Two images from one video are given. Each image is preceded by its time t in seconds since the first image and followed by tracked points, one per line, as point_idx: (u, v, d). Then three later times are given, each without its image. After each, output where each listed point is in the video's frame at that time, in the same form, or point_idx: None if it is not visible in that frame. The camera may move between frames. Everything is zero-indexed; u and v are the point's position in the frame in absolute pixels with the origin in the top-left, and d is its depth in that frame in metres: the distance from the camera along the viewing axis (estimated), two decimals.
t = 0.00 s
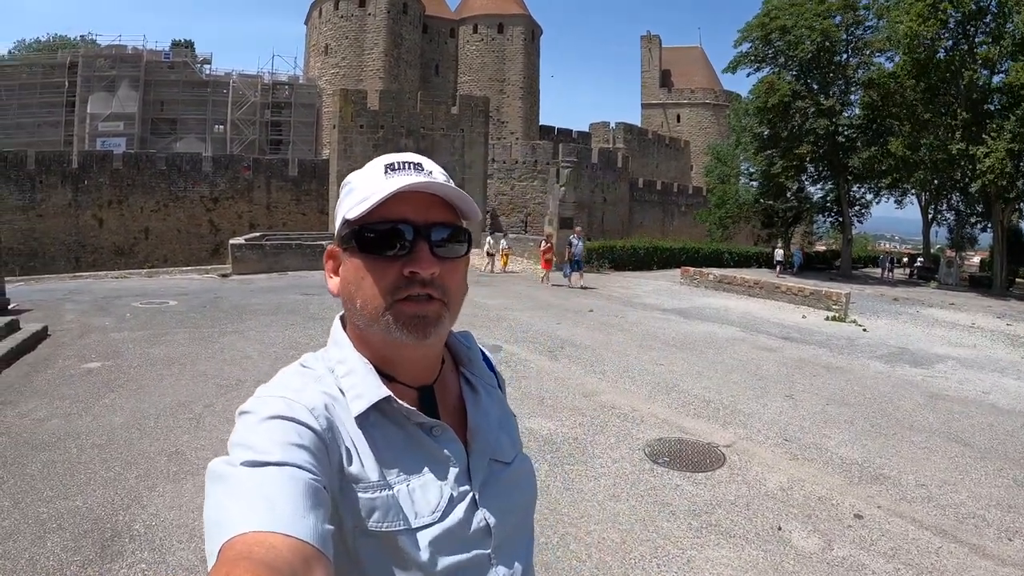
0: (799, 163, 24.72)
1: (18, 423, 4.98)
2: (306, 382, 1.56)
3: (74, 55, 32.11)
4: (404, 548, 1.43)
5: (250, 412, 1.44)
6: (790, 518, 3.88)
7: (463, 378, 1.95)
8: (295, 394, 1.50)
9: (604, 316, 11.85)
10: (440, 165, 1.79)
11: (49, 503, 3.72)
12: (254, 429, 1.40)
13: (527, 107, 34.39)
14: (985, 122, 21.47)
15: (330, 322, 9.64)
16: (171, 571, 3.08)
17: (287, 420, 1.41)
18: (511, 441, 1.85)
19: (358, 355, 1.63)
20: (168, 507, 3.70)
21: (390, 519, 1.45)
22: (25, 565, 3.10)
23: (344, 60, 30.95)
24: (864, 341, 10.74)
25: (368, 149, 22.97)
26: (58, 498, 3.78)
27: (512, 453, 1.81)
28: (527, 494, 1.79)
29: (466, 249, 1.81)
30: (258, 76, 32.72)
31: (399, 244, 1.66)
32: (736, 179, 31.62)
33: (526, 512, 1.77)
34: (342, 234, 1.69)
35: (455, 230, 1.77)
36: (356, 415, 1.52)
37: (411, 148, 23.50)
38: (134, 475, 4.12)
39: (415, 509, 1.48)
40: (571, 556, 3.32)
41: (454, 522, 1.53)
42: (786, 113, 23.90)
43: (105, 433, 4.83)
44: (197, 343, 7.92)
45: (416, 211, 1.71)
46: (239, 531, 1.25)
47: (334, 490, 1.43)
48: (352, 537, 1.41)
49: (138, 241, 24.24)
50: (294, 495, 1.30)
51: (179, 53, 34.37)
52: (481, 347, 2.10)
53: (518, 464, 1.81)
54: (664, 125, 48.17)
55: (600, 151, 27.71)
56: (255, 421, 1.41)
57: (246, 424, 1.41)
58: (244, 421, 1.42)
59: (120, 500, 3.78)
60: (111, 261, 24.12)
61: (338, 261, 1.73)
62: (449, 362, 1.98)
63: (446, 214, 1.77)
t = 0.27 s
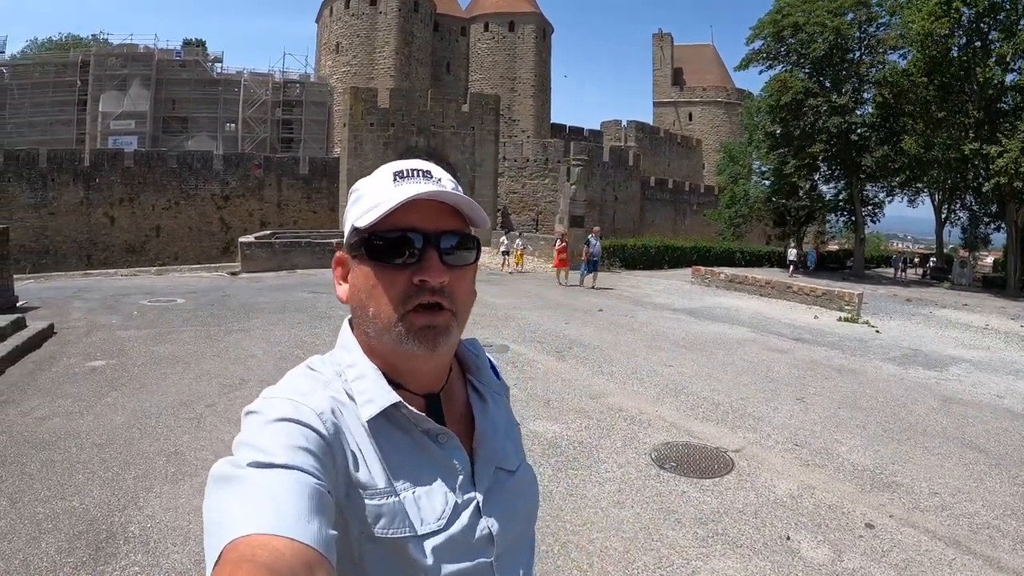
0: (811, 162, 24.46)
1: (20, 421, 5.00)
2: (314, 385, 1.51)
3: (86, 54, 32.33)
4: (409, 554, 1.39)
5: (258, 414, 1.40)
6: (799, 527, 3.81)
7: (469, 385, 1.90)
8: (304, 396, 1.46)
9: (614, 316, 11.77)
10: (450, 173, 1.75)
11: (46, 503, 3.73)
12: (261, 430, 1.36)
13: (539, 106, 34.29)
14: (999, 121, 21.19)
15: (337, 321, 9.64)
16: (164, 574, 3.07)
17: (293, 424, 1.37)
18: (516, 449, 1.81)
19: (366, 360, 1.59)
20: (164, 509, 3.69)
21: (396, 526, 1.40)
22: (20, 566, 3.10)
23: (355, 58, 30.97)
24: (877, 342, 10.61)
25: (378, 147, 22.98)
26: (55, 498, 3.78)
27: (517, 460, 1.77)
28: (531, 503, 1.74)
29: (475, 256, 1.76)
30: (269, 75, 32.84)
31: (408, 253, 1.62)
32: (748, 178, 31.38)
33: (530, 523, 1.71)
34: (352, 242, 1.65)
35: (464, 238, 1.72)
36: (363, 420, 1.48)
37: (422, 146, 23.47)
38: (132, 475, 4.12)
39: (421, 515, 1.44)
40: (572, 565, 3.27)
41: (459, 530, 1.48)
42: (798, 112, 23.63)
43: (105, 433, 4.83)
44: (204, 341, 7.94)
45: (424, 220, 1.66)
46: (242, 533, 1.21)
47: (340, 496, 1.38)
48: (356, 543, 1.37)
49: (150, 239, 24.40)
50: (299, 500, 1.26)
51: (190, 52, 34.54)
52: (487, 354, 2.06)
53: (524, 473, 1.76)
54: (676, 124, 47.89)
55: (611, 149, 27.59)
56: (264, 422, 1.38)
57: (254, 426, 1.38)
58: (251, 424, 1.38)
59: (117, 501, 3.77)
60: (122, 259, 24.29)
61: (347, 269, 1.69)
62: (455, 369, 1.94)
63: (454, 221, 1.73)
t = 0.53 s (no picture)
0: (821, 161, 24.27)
1: (26, 419, 5.02)
2: (316, 385, 1.48)
3: (97, 53, 32.54)
4: (410, 552, 1.37)
5: (259, 413, 1.37)
6: (807, 533, 3.76)
7: (470, 386, 1.87)
8: (306, 395, 1.44)
9: (622, 316, 11.72)
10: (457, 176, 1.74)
11: (49, 501, 3.73)
12: (262, 429, 1.33)
13: (548, 105, 34.21)
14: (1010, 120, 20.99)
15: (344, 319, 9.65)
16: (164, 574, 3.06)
17: (297, 423, 1.34)
18: (517, 449, 1.78)
19: (371, 359, 1.56)
20: (167, 508, 3.69)
21: (399, 525, 1.38)
22: (22, 564, 3.11)
23: (365, 57, 30.99)
24: (887, 344, 10.51)
25: (387, 146, 22.99)
26: (58, 496, 3.79)
27: (518, 461, 1.74)
28: (533, 504, 1.72)
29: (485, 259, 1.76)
30: (279, 74, 32.94)
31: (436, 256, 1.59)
32: (758, 177, 31.20)
33: (532, 521, 1.69)
34: (371, 244, 1.60)
35: (479, 241, 1.72)
36: (368, 418, 1.45)
37: (430, 145, 23.46)
38: (136, 474, 4.12)
39: (423, 515, 1.41)
40: (575, 569, 3.25)
41: (461, 531, 1.45)
42: (808, 111, 23.32)
43: (110, 431, 4.84)
44: (210, 340, 7.96)
45: (446, 223, 1.65)
46: (242, 530, 1.18)
47: (341, 495, 1.36)
48: (358, 541, 1.34)
49: (159, 237, 24.54)
50: (302, 496, 1.24)
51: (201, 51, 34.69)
52: (486, 355, 2.03)
53: (524, 473, 1.73)
54: (686, 123, 47.68)
55: (621, 148, 27.49)
56: (265, 421, 1.35)
57: (256, 425, 1.34)
58: (253, 422, 1.35)
59: (120, 499, 3.78)
60: (132, 257, 24.44)
61: (361, 271, 1.63)
62: (456, 370, 1.90)
63: (467, 224, 1.72)
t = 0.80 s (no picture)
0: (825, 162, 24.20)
1: (28, 420, 5.02)
2: (311, 402, 1.47)
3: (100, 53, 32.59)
4: (412, 564, 1.36)
5: (256, 433, 1.36)
6: (810, 537, 3.74)
7: (465, 392, 1.85)
8: (302, 413, 1.42)
9: (625, 317, 11.70)
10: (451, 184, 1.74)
11: (51, 504, 3.73)
12: (259, 449, 1.32)
13: (551, 105, 34.18)
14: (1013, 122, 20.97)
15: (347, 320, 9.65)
16: None
17: (296, 441, 1.33)
18: (517, 453, 1.77)
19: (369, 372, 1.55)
20: (169, 511, 3.69)
21: (402, 538, 1.37)
22: (24, 567, 3.10)
23: (368, 57, 31.00)
24: (890, 345, 10.48)
25: (391, 146, 22.98)
26: (60, 499, 3.78)
27: (518, 466, 1.73)
28: (536, 506, 1.72)
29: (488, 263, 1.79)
30: (282, 74, 32.96)
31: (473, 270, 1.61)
32: (762, 178, 31.14)
33: (535, 525, 1.68)
34: (405, 263, 1.54)
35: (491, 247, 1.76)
36: (367, 431, 1.44)
37: (433, 145, 23.44)
38: (137, 477, 4.11)
39: (424, 527, 1.40)
40: (579, 573, 3.24)
41: (464, 541, 1.44)
42: (812, 110, 23.36)
43: (112, 433, 4.85)
44: (213, 340, 7.96)
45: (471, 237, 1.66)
46: (241, 552, 1.16)
47: (342, 511, 1.34)
48: (360, 556, 1.33)
49: (163, 237, 24.58)
50: (300, 514, 1.22)
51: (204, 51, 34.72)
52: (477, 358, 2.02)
53: (526, 478, 1.73)
54: (689, 123, 47.60)
55: (624, 148, 27.45)
56: (262, 442, 1.33)
57: (254, 447, 1.33)
58: (249, 443, 1.34)
59: (121, 502, 3.77)
60: (135, 257, 24.48)
61: (386, 289, 1.57)
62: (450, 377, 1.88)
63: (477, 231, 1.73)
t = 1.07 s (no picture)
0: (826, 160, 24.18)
1: (30, 419, 5.03)
2: (310, 394, 1.46)
3: (101, 53, 32.63)
4: (414, 552, 1.35)
5: (256, 426, 1.35)
6: (813, 536, 3.73)
7: (462, 383, 1.85)
8: (302, 405, 1.41)
9: (627, 316, 11.68)
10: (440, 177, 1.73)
11: (54, 503, 3.73)
12: (260, 442, 1.31)
13: (553, 104, 34.16)
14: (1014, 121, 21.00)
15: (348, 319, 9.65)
16: None
17: (295, 431, 1.32)
18: (512, 443, 1.77)
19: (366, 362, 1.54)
20: (172, 510, 3.68)
21: (403, 528, 1.36)
22: (27, 567, 3.09)
23: (369, 56, 31.00)
24: (892, 344, 10.47)
25: (392, 145, 22.97)
26: (62, 498, 3.78)
27: (514, 456, 1.73)
28: (533, 494, 1.72)
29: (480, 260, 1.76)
30: (283, 73, 32.97)
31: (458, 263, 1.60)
32: (763, 177, 31.10)
33: (533, 513, 1.69)
34: (389, 252, 1.55)
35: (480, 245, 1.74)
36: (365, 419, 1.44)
37: (435, 144, 23.43)
38: (140, 476, 4.11)
39: (425, 515, 1.39)
40: (582, 571, 3.23)
41: (465, 529, 1.44)
42: (813, 109, 23.33)
43: (114, 431, 4.85)
44: (214, 340, 7.96)
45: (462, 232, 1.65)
46: (247, 540, 1.15)
47: (343, 502, 1.32)
48: (363, 546, 1.32)
49: (164, 237, 24.61)
50: (305, 503, 1.22)
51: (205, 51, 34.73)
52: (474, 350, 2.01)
53: (522, 466, 1.73)
54: (690, 122, 47.55)
55: (625, 147, 27.44)
56: (263, 434, 1.32)
57: (256, 439, 1.32)
58: (250, 436, 1.33)
59: (124, 501, 3.77)
60: (137, 256, 24.50)
61: (371, 281, 1.58)
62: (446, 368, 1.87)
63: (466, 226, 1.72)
